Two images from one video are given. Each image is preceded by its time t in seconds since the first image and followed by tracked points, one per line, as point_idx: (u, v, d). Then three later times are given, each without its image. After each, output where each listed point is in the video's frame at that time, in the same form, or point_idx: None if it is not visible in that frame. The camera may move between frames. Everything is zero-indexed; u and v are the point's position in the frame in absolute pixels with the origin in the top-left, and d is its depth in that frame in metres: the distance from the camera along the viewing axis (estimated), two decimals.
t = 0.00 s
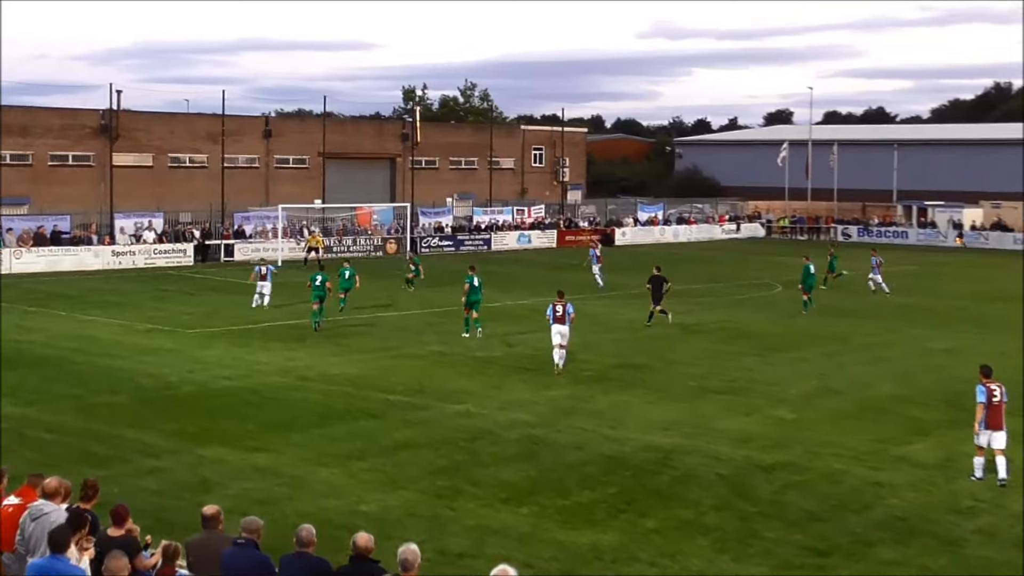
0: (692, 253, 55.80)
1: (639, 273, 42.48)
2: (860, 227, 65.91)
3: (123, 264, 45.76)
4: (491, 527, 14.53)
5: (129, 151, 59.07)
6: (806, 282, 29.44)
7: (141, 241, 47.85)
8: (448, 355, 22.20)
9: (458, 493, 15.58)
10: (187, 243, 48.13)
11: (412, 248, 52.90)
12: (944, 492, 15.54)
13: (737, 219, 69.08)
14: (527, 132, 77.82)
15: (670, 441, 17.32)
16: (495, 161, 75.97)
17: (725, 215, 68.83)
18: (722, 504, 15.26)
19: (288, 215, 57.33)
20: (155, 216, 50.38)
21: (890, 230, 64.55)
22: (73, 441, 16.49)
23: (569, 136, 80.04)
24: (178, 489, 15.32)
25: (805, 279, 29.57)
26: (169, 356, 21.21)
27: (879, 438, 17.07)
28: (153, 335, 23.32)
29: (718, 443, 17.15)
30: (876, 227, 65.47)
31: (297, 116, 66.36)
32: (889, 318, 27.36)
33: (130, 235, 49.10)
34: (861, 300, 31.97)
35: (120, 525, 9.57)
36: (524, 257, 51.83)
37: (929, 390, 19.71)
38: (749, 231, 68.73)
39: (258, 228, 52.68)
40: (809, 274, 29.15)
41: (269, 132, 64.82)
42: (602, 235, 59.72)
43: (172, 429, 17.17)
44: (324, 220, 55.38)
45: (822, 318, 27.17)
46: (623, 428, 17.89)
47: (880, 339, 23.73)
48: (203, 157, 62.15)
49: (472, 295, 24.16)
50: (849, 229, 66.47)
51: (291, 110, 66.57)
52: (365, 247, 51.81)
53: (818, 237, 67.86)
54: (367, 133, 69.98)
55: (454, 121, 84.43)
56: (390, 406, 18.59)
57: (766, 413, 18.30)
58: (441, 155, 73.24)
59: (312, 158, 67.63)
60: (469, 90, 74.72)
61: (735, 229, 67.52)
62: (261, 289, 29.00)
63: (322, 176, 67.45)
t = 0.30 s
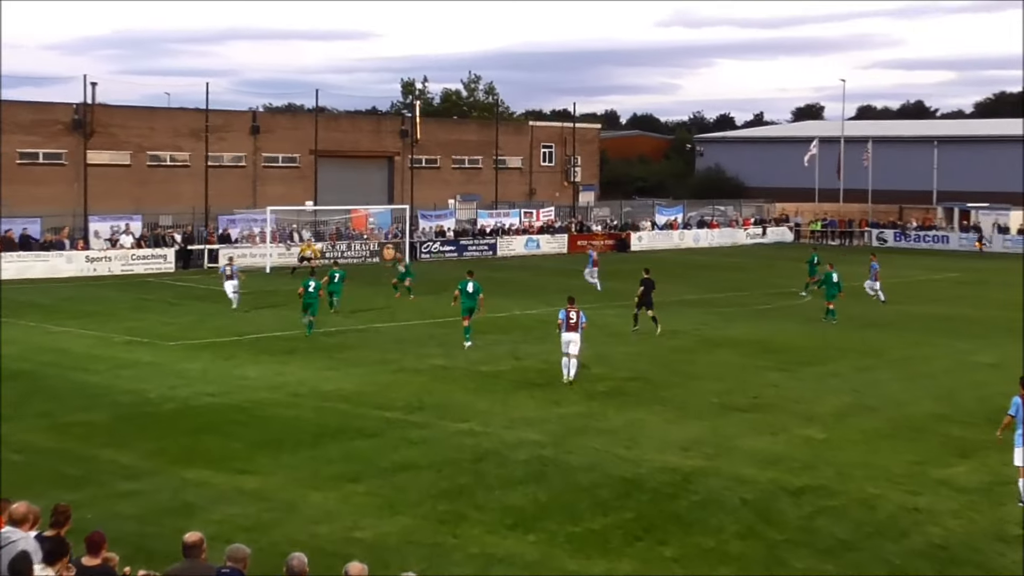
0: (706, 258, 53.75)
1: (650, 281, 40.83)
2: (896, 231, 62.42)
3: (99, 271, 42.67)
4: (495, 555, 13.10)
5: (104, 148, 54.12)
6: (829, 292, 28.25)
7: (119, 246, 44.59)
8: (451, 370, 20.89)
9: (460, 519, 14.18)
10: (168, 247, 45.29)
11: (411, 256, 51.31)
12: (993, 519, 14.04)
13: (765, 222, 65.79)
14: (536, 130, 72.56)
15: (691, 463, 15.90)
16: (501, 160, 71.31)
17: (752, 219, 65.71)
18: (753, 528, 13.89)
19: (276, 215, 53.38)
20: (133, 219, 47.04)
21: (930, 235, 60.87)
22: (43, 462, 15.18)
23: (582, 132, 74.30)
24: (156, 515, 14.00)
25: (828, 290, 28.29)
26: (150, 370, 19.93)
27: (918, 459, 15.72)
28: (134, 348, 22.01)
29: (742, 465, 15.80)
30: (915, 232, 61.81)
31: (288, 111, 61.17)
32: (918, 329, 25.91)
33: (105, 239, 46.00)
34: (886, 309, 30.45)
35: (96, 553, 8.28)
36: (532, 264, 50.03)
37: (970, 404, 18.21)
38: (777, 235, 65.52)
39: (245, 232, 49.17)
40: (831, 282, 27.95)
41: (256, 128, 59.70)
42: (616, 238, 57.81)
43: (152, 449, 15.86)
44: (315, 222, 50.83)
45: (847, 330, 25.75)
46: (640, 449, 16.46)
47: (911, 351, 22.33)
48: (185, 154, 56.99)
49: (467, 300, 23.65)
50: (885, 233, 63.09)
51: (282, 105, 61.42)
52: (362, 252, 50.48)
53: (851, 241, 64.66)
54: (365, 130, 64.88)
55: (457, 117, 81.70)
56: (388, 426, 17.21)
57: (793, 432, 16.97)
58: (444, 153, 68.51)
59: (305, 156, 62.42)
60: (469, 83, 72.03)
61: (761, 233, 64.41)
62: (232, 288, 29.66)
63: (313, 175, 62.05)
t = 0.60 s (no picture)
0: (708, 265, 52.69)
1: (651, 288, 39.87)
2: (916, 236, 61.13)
3: (66, 278, 41.41)
4: None
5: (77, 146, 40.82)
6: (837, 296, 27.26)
7: (89, 252, 43.01)
8: (444, 383, 19.99)
9: (452, 541, 13.21)
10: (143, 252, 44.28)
11: (400, 263, 50.54)
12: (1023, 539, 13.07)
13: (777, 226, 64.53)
14: (534, 128, 71.87)
15: (698, 482, 14.96)
16: (497, 161, 70.31)
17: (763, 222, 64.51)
18: (767, 551, 12.92)
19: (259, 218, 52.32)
20: (104, 223, 44.53)
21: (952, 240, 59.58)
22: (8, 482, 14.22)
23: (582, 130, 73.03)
24: (127, 538, 13.04)
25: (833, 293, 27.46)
26: (123, 384, 19.01)
27: (941, 479, 14.77)
28: (111, 360, 21.05)
29: (753, 484, 14.86)
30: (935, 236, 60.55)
31: (271, 108, 59.40)
32: (933, 338, 25.01)
33: (75, 244, 43.33)
34: (897, 317, 29.53)
35: None
36: (529, 271, 48.99)
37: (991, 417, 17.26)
38: (789, 240, 64.57)
39: (224, 236, 47.36)
40: (840, 287, 26.99)
41: (236, 127, 57.62)
42: (618, 243, 56.77)
43: (125, 465, 14.90)
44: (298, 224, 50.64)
45: (858, 340, 24.83)
46: (644, 467, 15.51)
47: (926, 362, 21.45)
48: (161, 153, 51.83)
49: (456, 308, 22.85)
50: (903, 237, 61.82)
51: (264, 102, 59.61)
52: (349, 255, 49.27)
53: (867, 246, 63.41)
54: (353, 128, 63.92)
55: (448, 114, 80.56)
56: (377, 443, 16.28)
57: (807, 449, 16.06)
58: (436, 153, 67.43)
59: (288, 156, 61.06)
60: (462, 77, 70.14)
61: (773, 239, 63.41)
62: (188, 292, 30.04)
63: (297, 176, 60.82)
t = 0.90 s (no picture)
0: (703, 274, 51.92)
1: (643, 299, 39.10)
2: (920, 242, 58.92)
3: (30, 287, 40.23)
4: None
5: None
6: (829, 307, 26.74)
7: (54, 260, 41.76)
8: (427, 398, 19.29)
9: (434, 563, 12.44)
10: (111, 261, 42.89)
11: (381, 272, 49.48)
12: None
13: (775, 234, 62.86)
14: (522, 130, 70.89)
15: (693, 502, 14.25)
16: (482, 164, 69.30)
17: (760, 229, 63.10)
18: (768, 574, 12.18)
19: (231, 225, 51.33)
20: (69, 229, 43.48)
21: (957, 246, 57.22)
22: None
23: (571, 133, 72.51)
24: (91, 561, 12.25)
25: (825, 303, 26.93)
26: (90, 399, 18.26)
27: (947, 498, 14.10)
28: (81, 375, 20.29)
29: (750, 504, 14.16)
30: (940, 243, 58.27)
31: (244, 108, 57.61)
32: (934, 350, 24.38)
33: (39, 251, 42.03)
34: (895, 329, 28.88)
35: None
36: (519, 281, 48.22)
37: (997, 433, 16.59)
38: (788, 247, 62.65)
39: (196, 245, 45.41)
40: (831, 297, 26.51)
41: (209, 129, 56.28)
42: (610, 250, 56.05)
43: (89, 484, 14.14)
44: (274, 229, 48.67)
45: (856, 353, 24.19)
46: (636, 486, 14.81)
47: (927, 375, 20.82)
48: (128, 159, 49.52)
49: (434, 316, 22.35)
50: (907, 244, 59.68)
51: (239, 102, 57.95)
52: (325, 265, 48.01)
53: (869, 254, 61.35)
54: (331, 130, 62.63)
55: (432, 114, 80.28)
56: (356, 461, 15.57)
57: (806, 467, 15.39)
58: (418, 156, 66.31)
59: (263, 159, 59.45)
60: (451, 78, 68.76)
61: (770, 246, 61.73)
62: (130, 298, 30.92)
63: (273, 181, 59.44)
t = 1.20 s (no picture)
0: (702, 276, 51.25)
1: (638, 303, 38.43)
2: (931, 245, 58.84)
3: None
4: None
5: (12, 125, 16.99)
6: (827, 310, 26.12)
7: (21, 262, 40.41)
8: (414, 407, 18.64)
9: None
10: (81, 265, 41.73)
11: (365, 275, 48.86)
12: None
13: (777, 236, 62.51)
14: (513, 127, 70.16)
15: (692, 516, 13.58)
16: (470, 163, 68.73)
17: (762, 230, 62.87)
18: None
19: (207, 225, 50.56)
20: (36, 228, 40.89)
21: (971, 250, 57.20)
22: None
23: (564, 130, 71.88)
24: None
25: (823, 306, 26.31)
26: (62, 408, 17.58)
27: (959, 511, 13.46)
28: (54, 383, 19.61)
29: (752, 518, 13.51)
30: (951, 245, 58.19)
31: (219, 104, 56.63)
32: (936, 356, 23.80)
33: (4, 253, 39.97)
34: (896, 335, 28.26)
35: None
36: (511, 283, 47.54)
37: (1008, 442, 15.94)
38: (791, 249, 62.42)
39: (171, 246, 44.70)
40: (828, 299, 25.93)
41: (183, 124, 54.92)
42: (606, 252, 55.53)
43: (57, 498, 13.44)
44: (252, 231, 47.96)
45: (858, 360, 23.58)
46: (632, 500, 14.13)
47: (931, 383, 20.23)
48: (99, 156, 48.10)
49: (418, 320, 22.11)
50: (917, 247, 59.57)
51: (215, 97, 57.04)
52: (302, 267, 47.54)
53: (876, 257, 61.28)
54: (313, 128, 61.85)
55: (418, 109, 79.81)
56: (339, 475, 14.89)
57: (809, 479, 14.76)
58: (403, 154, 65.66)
59: (241, 157, 58.66)
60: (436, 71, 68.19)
61: (773, 249, 61.40)
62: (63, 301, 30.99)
63: (251, 180, 58.76)
